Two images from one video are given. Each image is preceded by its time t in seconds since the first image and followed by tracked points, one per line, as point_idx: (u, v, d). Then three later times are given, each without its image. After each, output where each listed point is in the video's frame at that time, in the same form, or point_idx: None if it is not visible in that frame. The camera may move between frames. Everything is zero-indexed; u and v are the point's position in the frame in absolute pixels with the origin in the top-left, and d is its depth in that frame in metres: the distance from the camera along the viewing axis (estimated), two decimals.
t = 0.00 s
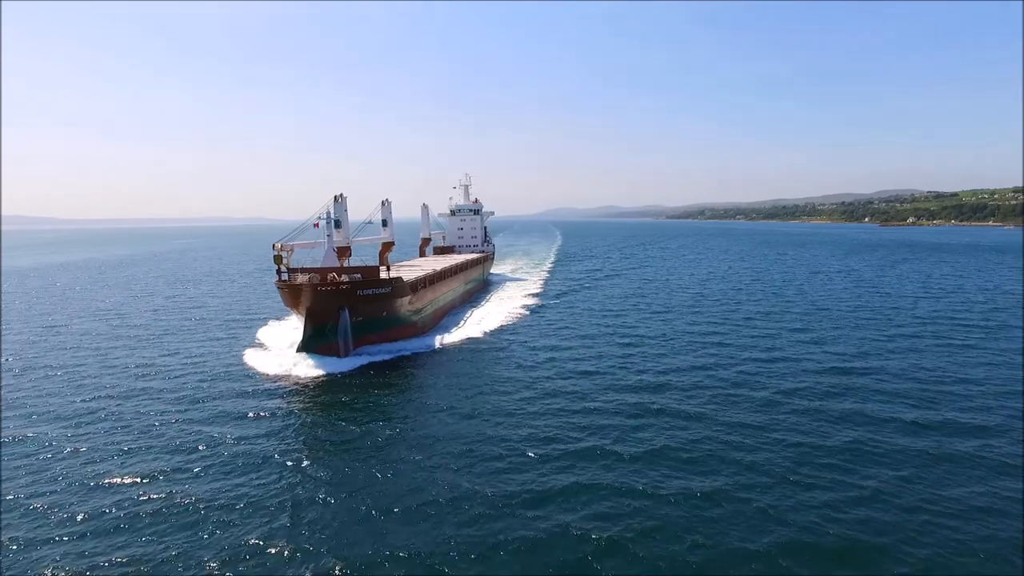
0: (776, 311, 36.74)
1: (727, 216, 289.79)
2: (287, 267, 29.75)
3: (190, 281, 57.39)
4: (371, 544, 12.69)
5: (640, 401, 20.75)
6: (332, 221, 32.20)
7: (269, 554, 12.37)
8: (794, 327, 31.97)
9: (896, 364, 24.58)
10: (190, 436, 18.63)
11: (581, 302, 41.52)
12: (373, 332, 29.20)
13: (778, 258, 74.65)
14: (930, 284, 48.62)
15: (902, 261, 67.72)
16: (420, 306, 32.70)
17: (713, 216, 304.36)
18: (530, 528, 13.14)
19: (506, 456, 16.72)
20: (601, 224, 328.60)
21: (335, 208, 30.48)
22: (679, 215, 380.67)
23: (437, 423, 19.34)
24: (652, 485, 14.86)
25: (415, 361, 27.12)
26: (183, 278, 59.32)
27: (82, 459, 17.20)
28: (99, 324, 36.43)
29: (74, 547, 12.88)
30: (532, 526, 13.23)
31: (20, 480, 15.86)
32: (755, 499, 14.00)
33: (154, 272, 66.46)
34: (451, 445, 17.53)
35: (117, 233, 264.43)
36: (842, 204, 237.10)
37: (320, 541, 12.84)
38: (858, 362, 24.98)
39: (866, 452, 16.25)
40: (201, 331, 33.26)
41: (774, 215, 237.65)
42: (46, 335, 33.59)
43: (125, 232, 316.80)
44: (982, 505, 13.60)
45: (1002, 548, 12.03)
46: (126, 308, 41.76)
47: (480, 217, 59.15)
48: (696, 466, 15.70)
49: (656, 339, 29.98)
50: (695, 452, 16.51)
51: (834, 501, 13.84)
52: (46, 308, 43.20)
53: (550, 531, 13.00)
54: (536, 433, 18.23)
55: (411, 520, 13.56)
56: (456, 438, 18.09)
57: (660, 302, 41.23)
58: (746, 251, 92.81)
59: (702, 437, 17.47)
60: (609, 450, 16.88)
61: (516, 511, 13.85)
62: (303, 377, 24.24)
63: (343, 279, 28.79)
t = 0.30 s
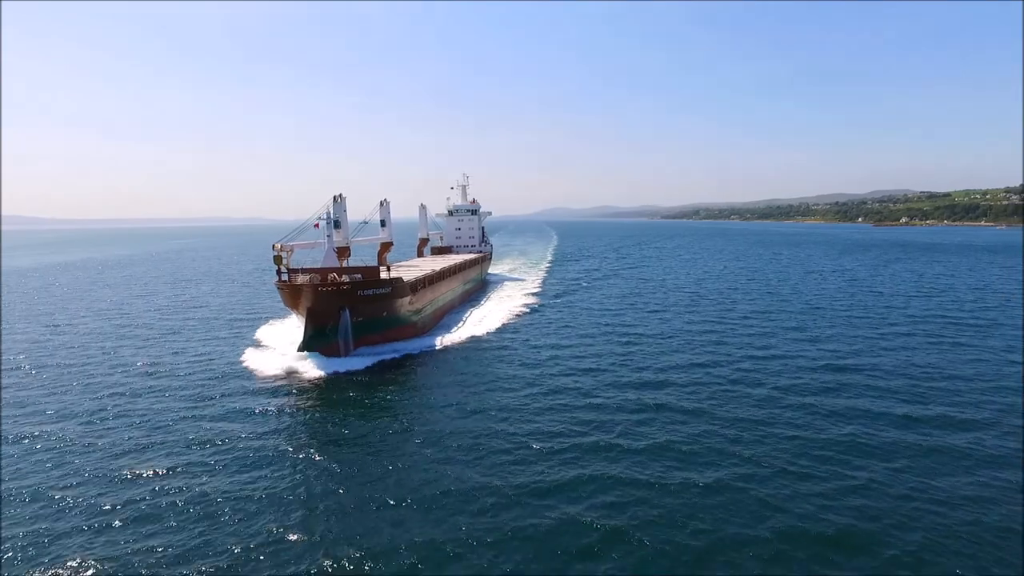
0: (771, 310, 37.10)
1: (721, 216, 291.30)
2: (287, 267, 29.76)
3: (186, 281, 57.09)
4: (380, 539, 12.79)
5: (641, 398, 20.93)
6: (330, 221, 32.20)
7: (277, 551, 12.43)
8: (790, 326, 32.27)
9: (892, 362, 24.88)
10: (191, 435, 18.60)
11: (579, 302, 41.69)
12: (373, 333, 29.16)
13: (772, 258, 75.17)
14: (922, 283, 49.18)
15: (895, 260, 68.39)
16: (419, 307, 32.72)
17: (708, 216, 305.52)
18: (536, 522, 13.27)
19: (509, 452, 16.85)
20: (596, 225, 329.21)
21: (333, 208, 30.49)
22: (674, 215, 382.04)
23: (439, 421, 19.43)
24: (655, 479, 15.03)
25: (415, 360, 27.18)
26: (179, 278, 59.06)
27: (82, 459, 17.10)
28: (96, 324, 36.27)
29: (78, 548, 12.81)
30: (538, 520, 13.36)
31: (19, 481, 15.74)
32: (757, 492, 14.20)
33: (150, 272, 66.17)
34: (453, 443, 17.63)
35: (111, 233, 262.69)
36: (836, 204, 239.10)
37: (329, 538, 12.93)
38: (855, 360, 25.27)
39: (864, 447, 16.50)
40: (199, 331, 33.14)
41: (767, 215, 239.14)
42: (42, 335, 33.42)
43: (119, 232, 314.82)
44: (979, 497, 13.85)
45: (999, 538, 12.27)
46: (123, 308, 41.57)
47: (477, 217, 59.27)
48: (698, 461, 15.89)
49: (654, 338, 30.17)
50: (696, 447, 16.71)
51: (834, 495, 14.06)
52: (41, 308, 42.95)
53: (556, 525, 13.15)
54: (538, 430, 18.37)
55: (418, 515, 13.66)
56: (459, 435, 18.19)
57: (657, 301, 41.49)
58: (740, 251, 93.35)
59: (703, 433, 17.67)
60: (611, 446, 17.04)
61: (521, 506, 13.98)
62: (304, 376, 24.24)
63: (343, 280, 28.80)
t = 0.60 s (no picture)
0: (768, 309, 37.42)
1: (716, 216, 292.60)
2: (287, 267, 29.71)
3: (184, 281, 56.88)
4: (386, 535, 12.79)
5: (642, 396, 21.08)
6: (329, 222, 32.22)
7: (283, 548, 12.41)
8: (788, 325, 32.54)
9: (889, 359, 25.16)
10: (191, 434, 18.53)
11: (577, 302, 41.85)
12: (374, 334, 29.15)
13: (768, 258, 75.64)
14: (916, 283, 49.67)
15: (889, 260, 68.97)
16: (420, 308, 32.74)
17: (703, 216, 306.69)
18: (543, 516, 13.35)
19: (513, 449, 16.94)
20: (592, 224, 329.77)
21: (332, 209, 30.52)
22: (670, 214, 383.53)
23: (440, 419, 19.51)
24: (659, 474, 15.17)
25: (414, 359, 27.25)
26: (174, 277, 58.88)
27: (81, 458, 16.95)
28: (94, 324, 36.14)
29: (82, 546, 12.71)
30: (546, 514, 13.45)
31: (17, 481, 15.55)
32: (761, 486, 14.34)
33: (145, 272, 65.75)
34: (455, 440, 17.71)
35: (103, 233, 260.69)
36: (830, 204, 240.76)
37: (335, 535, 12.94)
38: (852, 357, 25.54)
39: (864, 441, 16.69)
40: (198, 331, 33.06)
41: (762, 215, 240.42)
42: (40, 335, 33.30)
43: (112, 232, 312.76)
44: (977, 488, 14.07)
45: (996, 528, 12.47)
46: (121, 308, 41.42)
47: (475, 217, 59.37)
48: (702, 456, 16.02)
49: (652, 337, 30.36)
50: (698, 443, 16.84)
51: (838, 487, 14.22)
52: (38, 308, 42.73)
53: (562, 518, 13.26)
54: (542, 427, 18.45)
55: (425, 511, 13.72)
56: (461, 432, 18.28)
57: (654, 301, 41.74)
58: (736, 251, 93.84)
59: (705, 429, 17.81)
60: (614, 443, 17.16)
61: (527, 500, 14.07)
62: (304, 376, 24.26)
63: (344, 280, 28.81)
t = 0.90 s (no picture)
0: (763, 308, 37.80)
1: (710, 216, 293.90)
2: (287, 268, 29.65)
3: (180, 280, 56.57)
4: (395, 530, 12.95)
5: (642, 393, 21.21)
6: (328, 222, 32.20)
7: (292, 543, 12.53)
8: (784, 323, 32.82)
9: (884, 357, 25.50)
10: (194, 432, 18.58)
11: (575, 301, 42.08)
12: (375, 334, 29.16)
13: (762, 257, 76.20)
14: (908, 282, 50.26)
15: (882, 259, 69.68)
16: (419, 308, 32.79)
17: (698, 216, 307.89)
18: (551, 511, 13.48)
19: (518, 446, 17.05)
20: (587, 224, 330.36)
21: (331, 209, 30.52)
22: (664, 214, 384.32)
23: (443, 416, 19.63)
24: (663, 469, 15.34)
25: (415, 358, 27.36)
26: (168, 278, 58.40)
27: (84, 458, 16.90)
28: (91, 324, 35.89)
29: (89, 546, 12.68)
30: (553, 509, 13.58)
31: (20, 482, 15.44)
32: (763, 481, 14.49)
33: (137, 273, 65.08)
34: (458, 436, 17.85)
35: (94, 233, 257.97)
36: (823, 204, 242.50)
37: (342, 531, 13.03)
38: (849, 355, 25.84)
39: (863, 436, 16.95)
40: (197, 330, 32.97)
41: (756, 215, 241.71)
42: (36, 336, 33.03)
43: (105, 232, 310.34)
44: (975, 481, 14.36)
45: (990, 519, 12.77)
46: (117, 308, 41.14)
47: (472, 217, 59.45)
48: (705, 452, 16.20)
49: (650, 335, 30.60)
50: (700, 440, 16.99)
51: (839, 481, 14.45)
52: (32, 308, 42.33)
53: (568, 514, 13.37)
54: (545, 425, 18.56)
55: (431, 508, 13.79)
56: (464, 429, 18.41)
57: (651, 300, 42.03)
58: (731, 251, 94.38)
59: (707, 425, 17.98)
60: (618, 439, 17.30)
61: (533, 496, 14.17)
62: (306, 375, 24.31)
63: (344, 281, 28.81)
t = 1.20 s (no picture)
0: (759, 307, 38.12)
1: (705, 216, 295.32)
2: (286, 268, 29.62)
3: (177, 280, 56.33)
4: (403, 526, 13.09)
5: (642, 391, 21.42)
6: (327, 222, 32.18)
7: (299, 541, 12.64)
8: (779, 322, 33.18)
9: (878, 354, 25.87)
10: (199, 431, 18.65)
11: (573, 301, 42.34)
12: (375, 335, 29.16)
13: (757, 257, 76.77)
14: (901, 281, 50.81)
15: (875, 259, 70.34)
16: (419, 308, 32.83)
17: (692, 216, 309.22)
18: (554, 508, 13.60)
19: (522, 443, 17.21)
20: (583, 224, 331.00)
21: (330, 209, 30.51)
22: (659, 214, 385.78)
23: (445, 414, 19.73)
24: (666, 464, 15.56)
25: (415, 358, 27.43)
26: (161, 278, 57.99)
27: (89, 458, 16.95)
28: (88, 324, 35.72)
29: (97, 546, 12.68)
30: (560, 504, 13.76)
31: (22, 484, 15.34)
32: (762, 476, 14.73)
33: (130, 274, 64.52)
34: (461, 434, 17.96)
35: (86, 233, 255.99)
36: (817, 204, 244.07)
37: (349, 528, 13.13)
38: (844, 353, 26.19)
39: (860, 430, 17.26)
40: (195, 330, 32.90)
41: (749, 215, 243.07)
42: (33, 336, 32.85)
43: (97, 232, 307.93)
44: (970, 473, 14.69)
45: (984, 511, 13.03)
46: (114, 308, 40.96)
47: (469, 217, 59.54)
48: (706, 447, 16.43)
49: (648, 334, 30.84)
50: (699, 435, 17.21)
51: (840, 474, 14.72)
52: (27, 309, 42.05)
53: (571, 510, 13.54)
54: (548, 422, 18.74)
55: (435, 505, 13.89)
56: (466, 427, 18.51)
57: (648, 299, 42.29)
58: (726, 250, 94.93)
59: (707, 421, 18.22)
60: (620, 435, 17.50)
61: (536, 493, 14.32)
62: (307, 375, 24.32)
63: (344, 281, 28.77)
